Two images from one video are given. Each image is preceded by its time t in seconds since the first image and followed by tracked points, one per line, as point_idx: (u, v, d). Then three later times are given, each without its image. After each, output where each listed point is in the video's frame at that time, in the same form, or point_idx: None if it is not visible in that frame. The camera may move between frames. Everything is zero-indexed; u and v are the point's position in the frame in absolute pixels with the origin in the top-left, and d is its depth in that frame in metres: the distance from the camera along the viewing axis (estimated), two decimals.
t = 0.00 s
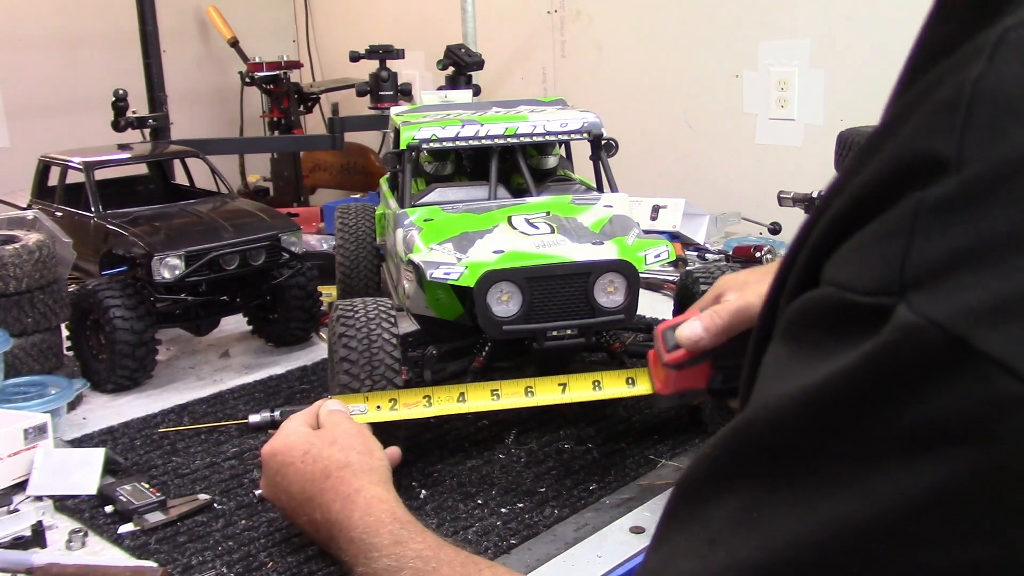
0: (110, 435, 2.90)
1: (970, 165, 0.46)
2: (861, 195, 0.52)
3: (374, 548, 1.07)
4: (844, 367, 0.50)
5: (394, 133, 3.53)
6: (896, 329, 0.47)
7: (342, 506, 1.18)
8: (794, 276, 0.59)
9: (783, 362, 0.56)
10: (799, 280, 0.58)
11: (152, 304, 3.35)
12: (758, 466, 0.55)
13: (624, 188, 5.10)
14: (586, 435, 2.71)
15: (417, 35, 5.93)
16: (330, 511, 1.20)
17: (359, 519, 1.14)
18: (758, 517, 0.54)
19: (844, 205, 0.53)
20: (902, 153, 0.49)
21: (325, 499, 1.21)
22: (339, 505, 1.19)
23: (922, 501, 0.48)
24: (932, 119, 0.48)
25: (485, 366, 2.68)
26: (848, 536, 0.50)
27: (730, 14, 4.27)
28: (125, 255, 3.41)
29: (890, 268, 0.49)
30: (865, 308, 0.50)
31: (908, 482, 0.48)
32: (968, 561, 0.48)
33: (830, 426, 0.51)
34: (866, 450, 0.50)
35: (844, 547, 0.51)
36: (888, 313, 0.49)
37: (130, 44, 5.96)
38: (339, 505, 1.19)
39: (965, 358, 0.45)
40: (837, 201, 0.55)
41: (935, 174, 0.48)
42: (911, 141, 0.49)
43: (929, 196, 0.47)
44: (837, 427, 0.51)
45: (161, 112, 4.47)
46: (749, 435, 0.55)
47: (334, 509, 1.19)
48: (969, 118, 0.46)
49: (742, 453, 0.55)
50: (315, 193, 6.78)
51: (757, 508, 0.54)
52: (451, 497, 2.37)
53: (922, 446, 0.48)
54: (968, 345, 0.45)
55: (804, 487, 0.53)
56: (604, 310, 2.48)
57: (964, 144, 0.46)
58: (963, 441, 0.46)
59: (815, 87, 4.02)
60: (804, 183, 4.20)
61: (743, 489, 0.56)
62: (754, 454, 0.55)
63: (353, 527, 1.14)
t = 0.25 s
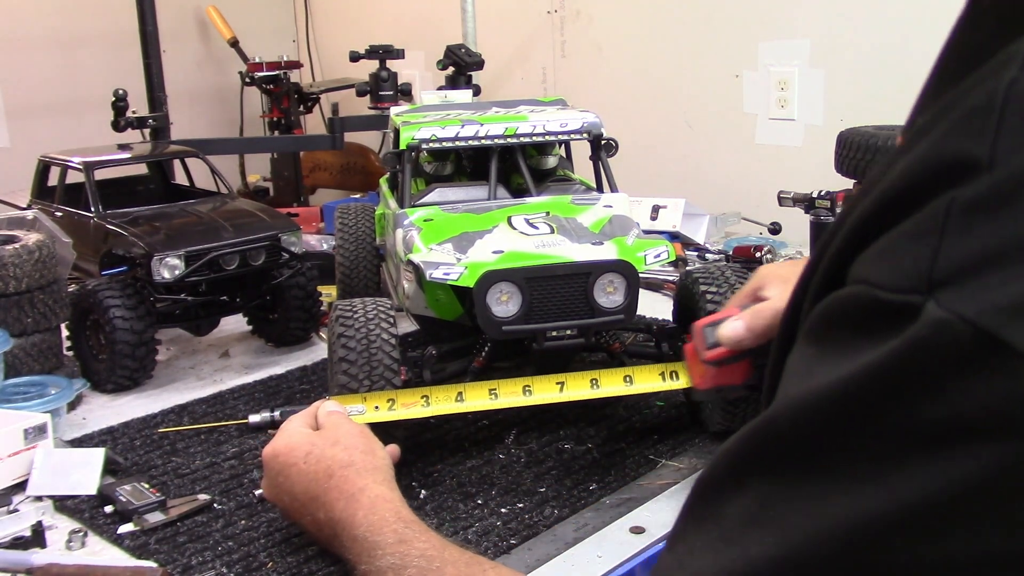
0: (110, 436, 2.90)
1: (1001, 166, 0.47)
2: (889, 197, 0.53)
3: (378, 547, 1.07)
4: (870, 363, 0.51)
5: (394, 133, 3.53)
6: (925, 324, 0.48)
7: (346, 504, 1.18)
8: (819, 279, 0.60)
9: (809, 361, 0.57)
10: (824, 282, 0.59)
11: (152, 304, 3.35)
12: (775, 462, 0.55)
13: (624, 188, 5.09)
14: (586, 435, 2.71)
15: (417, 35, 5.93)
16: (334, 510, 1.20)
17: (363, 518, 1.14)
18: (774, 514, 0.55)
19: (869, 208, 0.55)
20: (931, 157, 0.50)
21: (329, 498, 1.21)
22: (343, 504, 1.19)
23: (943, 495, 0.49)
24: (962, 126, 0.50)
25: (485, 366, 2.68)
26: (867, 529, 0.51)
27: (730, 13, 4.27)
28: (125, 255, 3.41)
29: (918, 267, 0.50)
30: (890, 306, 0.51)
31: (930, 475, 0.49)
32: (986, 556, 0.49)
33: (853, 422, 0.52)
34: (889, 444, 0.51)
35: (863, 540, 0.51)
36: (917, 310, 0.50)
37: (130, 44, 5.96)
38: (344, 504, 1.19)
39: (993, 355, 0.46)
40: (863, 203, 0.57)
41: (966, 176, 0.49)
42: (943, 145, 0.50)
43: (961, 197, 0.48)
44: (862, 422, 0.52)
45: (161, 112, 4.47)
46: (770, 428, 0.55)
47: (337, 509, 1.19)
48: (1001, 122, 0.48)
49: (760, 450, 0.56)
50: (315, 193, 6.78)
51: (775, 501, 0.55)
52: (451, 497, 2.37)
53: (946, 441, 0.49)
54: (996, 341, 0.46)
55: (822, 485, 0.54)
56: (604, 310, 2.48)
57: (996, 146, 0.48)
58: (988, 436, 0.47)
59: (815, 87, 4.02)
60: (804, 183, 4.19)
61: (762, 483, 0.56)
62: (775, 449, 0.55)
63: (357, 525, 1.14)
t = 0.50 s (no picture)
0: (110, 436, 2.90)
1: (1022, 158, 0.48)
2: (909, 191, 0.54)
3: (382, 546, 1.07)
4: (890, 354, 0.51)
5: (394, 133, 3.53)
6: (947, 314, 0.48)
7: (350, 503, 1.18)
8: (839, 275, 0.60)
9: (828, 355, 0.57)
10: (842, 278, 0.59)
11: (152, 304, 3.35)
12: (792, 456, 0.56)
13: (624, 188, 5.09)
14: (586, 435, 2.71)
15: (417, 35, 5.93)
16: (337, 509, 1.20)
17: (366, 516, 1.14)
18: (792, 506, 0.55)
19: (888, 203, 0.55)
20: (954, 150, 0.51)
21: (332, 497, 1.21)
22: (346, 503, 1.19)
23: (963, 482, 0.49)
24: (986, 121, 0.50)
25: (485, 366, 2.68)
26: (886, 518, 0.51)
27: (730, 13, 4.28)
28: (125, 255, 3.41)
29: (938, 258, 0.50)
30: (907, 297, 0.51)
31: (950, 464, 0.49)
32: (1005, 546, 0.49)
33: (872, 413, 0.52)
34: (907, 434, 0.51)
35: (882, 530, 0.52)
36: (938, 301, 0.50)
37: (130, 44, 5.96)
38: (347, 503, 1.19)
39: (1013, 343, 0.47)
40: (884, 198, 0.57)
41: (987, 168, 0.49)
42: (964, 139, 0.51)
43: (982, 189, 0.49)
44: (881, 412, 0.52)
45: (161, 112, 4.47)
46: (788, 422, 0.56)
47: (341, 508, 1.19)
48: None
49: (776, 443, 0.57)
50: (315, 193, 6.78)
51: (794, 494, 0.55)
52: (451, 497, 2.37)
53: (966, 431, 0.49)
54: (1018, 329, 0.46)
55: (841, 475, 0.54)
56: (604, 310, 2.48)
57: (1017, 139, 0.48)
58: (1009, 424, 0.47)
59: (815, 87, 4.02)
60: (804, 183, 4.20)
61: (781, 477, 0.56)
62: (793, 441, 0.56)
63: (360, 524, 1.14)
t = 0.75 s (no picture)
0: (110, 436, 2.90)
1: None
2: (943, 185, 0.54)
3: (384, 545, 1.07)
4: (920, 343, 0.52)
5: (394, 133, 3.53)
6: (979, 303, 0.49)
7: (352, 501, 1.18)
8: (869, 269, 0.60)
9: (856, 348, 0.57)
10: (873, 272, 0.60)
11: (152, 303, 3.35)
12: (816, 446, 0.57)
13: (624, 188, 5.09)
14: (586, 435, 2.71)
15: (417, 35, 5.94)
16: (339, 508, 1.20)
17: (368, 516, 1.14)
18: (817, 496, 0.56)
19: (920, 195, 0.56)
20: (989, 144, 0.51)
21: (334, 497, 1.21)
22: (348, 503, 1.19)
23: (992, 471, 0.49)
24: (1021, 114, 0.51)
25: (485, 366, 2.68)
26: (913, 506, 0.52)
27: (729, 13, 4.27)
28: (125, 255, 3.41)
29: (971, 250, 0.50)
30: (939, 287, 0.51)
31: (979, 453, 0.50)
32: None
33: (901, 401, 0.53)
34: (936, 424, 0.52)
35: (908, 519, 0.52)
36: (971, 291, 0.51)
37: (130, 44, 5.96)
38: (349, 502, 1.19)
39: None
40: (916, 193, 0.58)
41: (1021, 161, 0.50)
42: (999, 132, 0.51)
43: (1015, 180, 0.49)
44: (909, 402, 0.52)
45: (161, 112, 4.47)
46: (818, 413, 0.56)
47: (342, 507, 1.19)
48: None
49: (803, 431, 0.57)
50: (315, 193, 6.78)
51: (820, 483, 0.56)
52: (451, 497, 2.37)
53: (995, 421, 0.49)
54: None
55: (867, 464, 0.54)
56: (604, 310, 2.48)
57: None
58: None
59: (815, 87, 4.02)
60: (804, 183, 4.20)
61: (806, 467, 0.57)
62: (821, 431, 0.56)
63: (362, 523, 1.14)
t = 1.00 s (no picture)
0: (110, 436, 2.90)
1: None
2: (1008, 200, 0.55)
3: (387, 544, 1.07)
4: (982, 351, 0.52)
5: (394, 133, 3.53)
6: None
7: (355, 500, 1.18)
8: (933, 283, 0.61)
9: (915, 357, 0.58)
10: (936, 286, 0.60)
11: (152, 304, 3.35)
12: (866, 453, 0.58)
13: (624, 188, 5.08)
14: (586, 435, 2.71)
15: (417, 35, 5.94)
16: (341, 507, 1.20)
17: (370, 514, 1.14)
18: (873, 501, 0.57)
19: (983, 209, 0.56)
20: None
21: (336, 495, 1.21)
22: (350, 502, 1.19)
23: None
24: None
25: (485, 366, 2.69)
26: (971, 513, 0.52)
27: (729, 13, 4.28)
28: (125, 255, 3.41)
29: None
30: (1004, 299, 0.52)
31: None
32: None
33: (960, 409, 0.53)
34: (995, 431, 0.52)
35: (966, 525, 0.53)
36: None
37: (130, 43, 5.96)
38: (351, 501, 1.19)
39: None
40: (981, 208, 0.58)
41: None
42: None
43: None
44: (968, 409, 0.53)
45: (161, 112, 4.47)
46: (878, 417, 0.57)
47: (344, 506, 1.19)
48: None
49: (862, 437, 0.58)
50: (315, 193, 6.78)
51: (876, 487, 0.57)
52: (451, 497, 2.37)
53: None
54: None
55: (925, 471, 0.55)
56: (604, 310, 2.48)
57: None
58: None
59: (815, 87, 4.02)
60: (804, 182, 4.20)
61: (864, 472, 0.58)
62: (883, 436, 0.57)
63: (365, 522, 1.14)
